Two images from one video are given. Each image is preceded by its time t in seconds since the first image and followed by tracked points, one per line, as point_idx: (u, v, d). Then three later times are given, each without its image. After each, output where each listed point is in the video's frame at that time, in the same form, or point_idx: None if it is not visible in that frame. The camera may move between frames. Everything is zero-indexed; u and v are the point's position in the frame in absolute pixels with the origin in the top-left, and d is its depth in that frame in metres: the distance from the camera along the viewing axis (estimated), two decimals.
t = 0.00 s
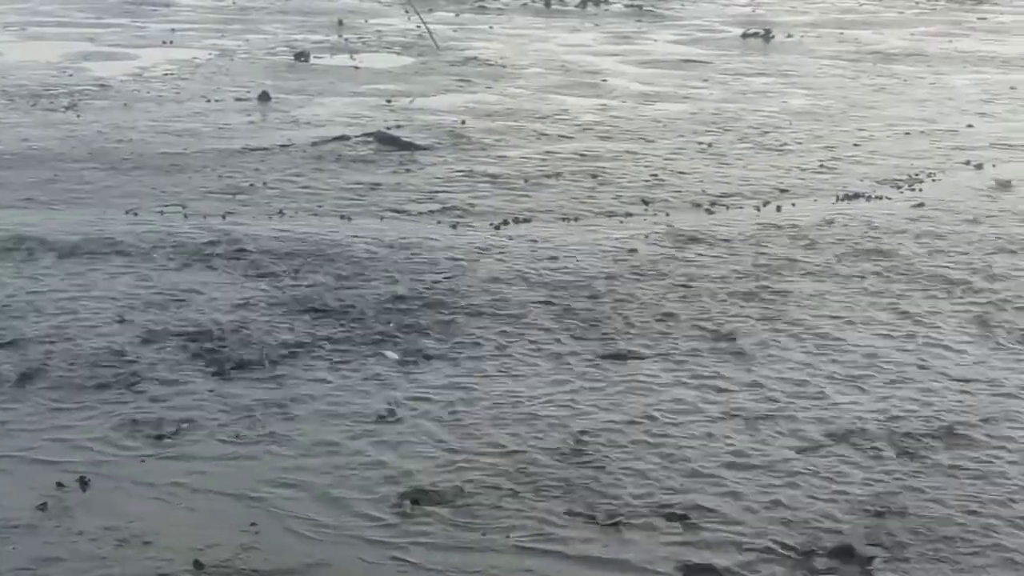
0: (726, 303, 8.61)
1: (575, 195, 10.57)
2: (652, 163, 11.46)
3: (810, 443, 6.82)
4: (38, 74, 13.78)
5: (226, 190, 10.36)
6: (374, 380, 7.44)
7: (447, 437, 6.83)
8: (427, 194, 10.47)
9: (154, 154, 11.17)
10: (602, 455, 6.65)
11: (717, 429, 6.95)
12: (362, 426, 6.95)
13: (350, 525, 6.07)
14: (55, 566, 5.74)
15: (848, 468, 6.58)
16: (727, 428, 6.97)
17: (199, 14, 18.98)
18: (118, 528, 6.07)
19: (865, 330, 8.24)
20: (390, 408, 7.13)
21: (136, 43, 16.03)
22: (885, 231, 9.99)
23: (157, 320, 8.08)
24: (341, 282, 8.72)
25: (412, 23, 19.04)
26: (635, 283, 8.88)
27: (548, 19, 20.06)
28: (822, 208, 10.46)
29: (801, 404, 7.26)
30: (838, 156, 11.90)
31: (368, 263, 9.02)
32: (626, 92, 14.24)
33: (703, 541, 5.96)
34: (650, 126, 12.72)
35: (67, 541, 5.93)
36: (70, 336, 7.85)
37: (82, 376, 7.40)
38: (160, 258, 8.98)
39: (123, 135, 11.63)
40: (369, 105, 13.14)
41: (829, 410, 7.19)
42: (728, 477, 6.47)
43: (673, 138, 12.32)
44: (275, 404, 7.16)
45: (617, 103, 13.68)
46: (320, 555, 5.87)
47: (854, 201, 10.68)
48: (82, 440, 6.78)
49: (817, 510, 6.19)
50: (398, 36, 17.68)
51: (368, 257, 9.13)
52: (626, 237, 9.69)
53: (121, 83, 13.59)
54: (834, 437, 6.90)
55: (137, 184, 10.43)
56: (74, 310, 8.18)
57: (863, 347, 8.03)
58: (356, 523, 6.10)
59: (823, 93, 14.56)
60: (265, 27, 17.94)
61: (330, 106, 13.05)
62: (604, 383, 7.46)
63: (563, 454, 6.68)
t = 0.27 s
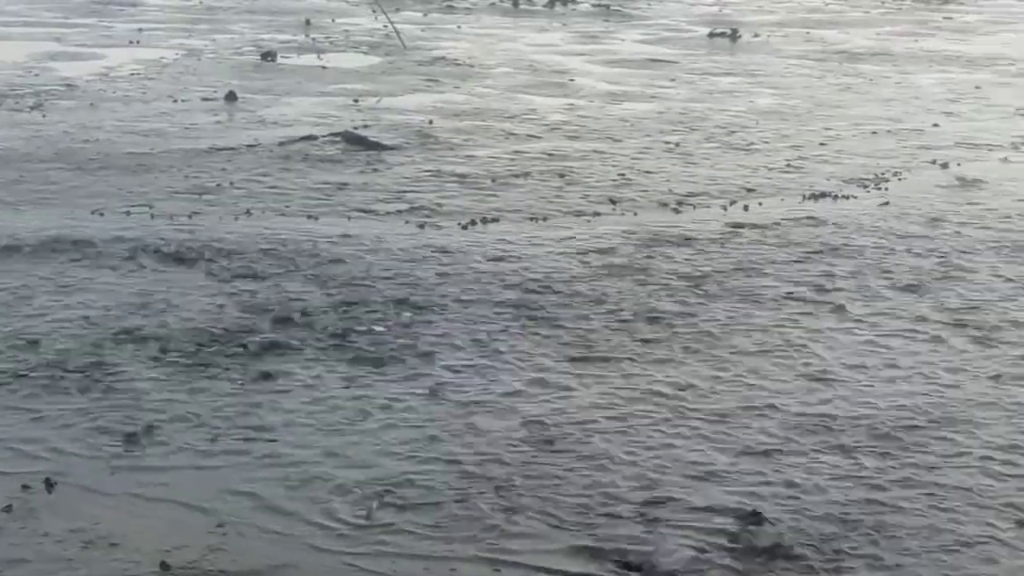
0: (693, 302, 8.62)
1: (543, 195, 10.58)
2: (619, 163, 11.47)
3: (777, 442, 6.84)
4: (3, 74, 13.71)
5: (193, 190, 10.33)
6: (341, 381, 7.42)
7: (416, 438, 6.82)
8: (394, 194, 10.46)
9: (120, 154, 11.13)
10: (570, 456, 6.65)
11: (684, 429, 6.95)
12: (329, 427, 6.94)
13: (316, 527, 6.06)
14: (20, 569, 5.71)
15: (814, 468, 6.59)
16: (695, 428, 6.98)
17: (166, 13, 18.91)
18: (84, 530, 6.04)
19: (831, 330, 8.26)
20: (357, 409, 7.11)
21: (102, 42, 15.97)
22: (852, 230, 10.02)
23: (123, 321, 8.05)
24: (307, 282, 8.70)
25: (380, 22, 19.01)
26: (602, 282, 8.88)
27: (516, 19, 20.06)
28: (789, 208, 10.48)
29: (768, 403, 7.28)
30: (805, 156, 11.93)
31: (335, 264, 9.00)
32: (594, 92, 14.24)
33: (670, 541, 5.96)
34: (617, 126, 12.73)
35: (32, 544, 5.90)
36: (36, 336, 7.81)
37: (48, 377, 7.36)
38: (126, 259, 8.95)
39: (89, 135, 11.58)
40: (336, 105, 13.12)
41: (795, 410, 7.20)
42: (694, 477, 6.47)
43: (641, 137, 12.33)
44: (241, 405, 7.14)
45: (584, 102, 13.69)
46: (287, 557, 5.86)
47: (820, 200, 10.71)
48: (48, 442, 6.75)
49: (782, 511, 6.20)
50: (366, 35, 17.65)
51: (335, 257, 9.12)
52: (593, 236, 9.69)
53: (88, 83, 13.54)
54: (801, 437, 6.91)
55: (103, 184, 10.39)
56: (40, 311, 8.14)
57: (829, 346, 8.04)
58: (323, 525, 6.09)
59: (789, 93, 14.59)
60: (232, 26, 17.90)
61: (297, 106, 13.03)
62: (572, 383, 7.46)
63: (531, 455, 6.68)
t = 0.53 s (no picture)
0: (617, 302, 8.64)
1: (467, 195, 10.57)
2: (543, 163, 11.49)
3: (700, 442, 6.87)
4: None
5: (114, 190, 10.24)
6: (264, 381, 7.38)
7: (339, 438, 6.80)
8: (318, 194, 10.42)
9: (40, 153, 11.01)
10: (495, 456, 6.66)
11: (609, 428, 6.98)
12: (252, 428, 6.89)
13: (241, 527, 6.03)
14: None
15: (739, 467, 6.64)
16: (618, 427, 7.00)
17: (86, 12, 18.74)
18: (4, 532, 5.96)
19: (754, 329, 8.32)
20: (281, 410, 7.08)
21: (21, 41, 15.80)
22: (773, 230, 10.09)
23: (42, 322, 7.97)
24: (230, 282, 8.65)
25: (304, 22, 18.94)
26: (525, 282, 8.89)
27: (440, 20, 20.05)
28: (711, 208, 10.54)
29: (691, 403, 7.31)
30: (727, 157, 12.00)
31: (258, 264, 8.95)
32: (517, 92, 14.27)
33: (596, 540, 5.98)
34: (541, 127, 12.76)
35: None
36: None
37: None
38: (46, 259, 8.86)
39: (7, 134, 11.45)
40: (259, 105, 13.06)
41: (718, 410, 7.25)
42: (620, 477, 6.50)
43: (564, 138, 12.37)
44: (163, 405, 7.08)
45: (508, 103, 13.70)
46: (210, 558, 5.82)
47: (742, 200, 10.78)
48: None
49: (706, 510, 6.23)
50: (289, 35, 17.58)
51: (258, 257, 9.07)
52: (517, 236, 9.70)
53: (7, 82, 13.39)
54: (723, 436, 6.95)
55: (22, 184, 10.28)
56: None
57: (752, 345, 8.10)
58: (246, 526, 6.05)
59: (711, 95, 14.68)
60: (154, 26, 17.77)
61: (219, 105, 12.95)
62: (496, 383, 7.47)
63: (456, 455, 6.67)
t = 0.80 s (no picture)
0: (570, 300, 8.66)
1: (420, 194, 10.56)
2: (496, 163, 11.48)
3: (653, 442, 6.90)
4: None
5: (64, 189, 10.18)
6: (217, 381, 7.36)
7: (292, 439, 6.78)
8: (269, 193, 10.38)
9: None
10: (448, 458, 6.66)
11: (562, 429, 6.99)
12: (205, 428, 6.87)
13: (194, 530, 6.02)
14: None
15: (694, 469, 6.66)
16: (571, 428, 7.02)
17: (35, 10, 18.58)
18: None
19: (706, 327, 8.35)
20: (233, 410, 7.06)
21: None
22: (725, 229, 10.12)
23: None
24: (182, 283, 8.60)
25: (255, 21, 18.85)
26: (478, 281, 8.89)
27: (393, 20, 19.99)
28: (663, 207, 10.56)
29: (643, 403, 7.33)
30: (679, 156, 12.03)
31: (210, 263, 8.91)
32: (470, 91, 14.25)
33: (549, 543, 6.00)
34: (494, 126, 12.75)
35: None
36: None
37: None
38: None
39: None
40: (210, 104, 13.00)
41: (671, 408, 7.28)
42: (574, 480, 6.51)
43: (517, 137, 12.36)
44: (114, 405, 7.05)
45: (460, 102, 13.69)
46: (164, 562, 5.81)
47: (694, 199, 10.81)
48: None
49: (659, 512, 6.26)
50: (240, 35, 17.50)
51: (209, 257, 9.03)
52: (469, 235, 9.70)
53: None
54: (676, 436, 6.98)
55: None
56: None
57: (705, 343, 8.12)
58: (199, 528, 6.04)
59: (663, 94, 14.71)
60: (105, 24, 17.64)
61: (170, 105, 12.88)
62: (449, 382, 7.47)
63: (409, 457, 6.67)
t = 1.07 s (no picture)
0: (506, 297, 8.66)
1: (357, 191, 10.53)
2: (433, 159, 11.47)
3: (587, 450, 6.93)
4: None
5: None
6: (151, 390, 7.33)
7: (226, 454, 6.78)
8: (205, 190, 10.33)
9: None
10: (382, 472, 6.68)
11: (497, 437, 7.01)
12: (139, 443, 6.85)
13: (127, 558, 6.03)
14: None
15: (629, 479, 6.70)
16: (506, 434, 7.04)
17: None
18: None
19: (643, 323, 8.36)
20: (167, 423, 7.04)
21: None
22: (662, 224, 10.15)
23: None
24: (116, 282, 8.55)
25: (192, 16, 18.71)
26: (415, 277, 8.87)
27: (331, 15, 19.90)
28: (600, 204, 10.59)
29: (579, 405, 7.35)
30: (616, 153, 12.05)
31: (144, 261, 8.85)
32: (407, 87, 14.22)
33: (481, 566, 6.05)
34: (431, 123, 12.73)
35: None
36: None
37: None
38: None
39: None
40: (145, 101, 12.91)
41: (607, 412, 7.31)
42: (507, 495, 6.55)
43: (454, 133, 12.35)
44: (47, 419, 7.03)
45: (397, 98, 13.65)
46: None
47: (631, 196, 10.84)
48: None
49: (591, 530, 6.32)
50: (176, 29, 17.36)
51: (144, 254, 8.97)
52: (406, 232, 9.68)
53: None
54: (611, 443, 7.01)
55: None
56: None
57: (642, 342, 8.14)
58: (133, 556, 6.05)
59: (601, 90, 14.73)
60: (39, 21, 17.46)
61: (105, 101, 12.78)
62: (384, 386, 7.46)
63: (344, 471, 6.68)
